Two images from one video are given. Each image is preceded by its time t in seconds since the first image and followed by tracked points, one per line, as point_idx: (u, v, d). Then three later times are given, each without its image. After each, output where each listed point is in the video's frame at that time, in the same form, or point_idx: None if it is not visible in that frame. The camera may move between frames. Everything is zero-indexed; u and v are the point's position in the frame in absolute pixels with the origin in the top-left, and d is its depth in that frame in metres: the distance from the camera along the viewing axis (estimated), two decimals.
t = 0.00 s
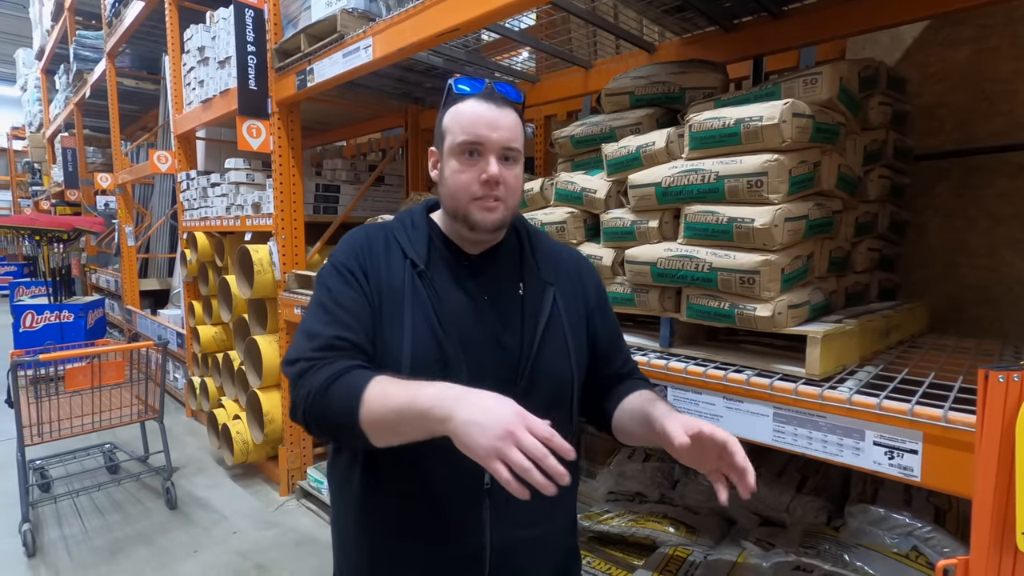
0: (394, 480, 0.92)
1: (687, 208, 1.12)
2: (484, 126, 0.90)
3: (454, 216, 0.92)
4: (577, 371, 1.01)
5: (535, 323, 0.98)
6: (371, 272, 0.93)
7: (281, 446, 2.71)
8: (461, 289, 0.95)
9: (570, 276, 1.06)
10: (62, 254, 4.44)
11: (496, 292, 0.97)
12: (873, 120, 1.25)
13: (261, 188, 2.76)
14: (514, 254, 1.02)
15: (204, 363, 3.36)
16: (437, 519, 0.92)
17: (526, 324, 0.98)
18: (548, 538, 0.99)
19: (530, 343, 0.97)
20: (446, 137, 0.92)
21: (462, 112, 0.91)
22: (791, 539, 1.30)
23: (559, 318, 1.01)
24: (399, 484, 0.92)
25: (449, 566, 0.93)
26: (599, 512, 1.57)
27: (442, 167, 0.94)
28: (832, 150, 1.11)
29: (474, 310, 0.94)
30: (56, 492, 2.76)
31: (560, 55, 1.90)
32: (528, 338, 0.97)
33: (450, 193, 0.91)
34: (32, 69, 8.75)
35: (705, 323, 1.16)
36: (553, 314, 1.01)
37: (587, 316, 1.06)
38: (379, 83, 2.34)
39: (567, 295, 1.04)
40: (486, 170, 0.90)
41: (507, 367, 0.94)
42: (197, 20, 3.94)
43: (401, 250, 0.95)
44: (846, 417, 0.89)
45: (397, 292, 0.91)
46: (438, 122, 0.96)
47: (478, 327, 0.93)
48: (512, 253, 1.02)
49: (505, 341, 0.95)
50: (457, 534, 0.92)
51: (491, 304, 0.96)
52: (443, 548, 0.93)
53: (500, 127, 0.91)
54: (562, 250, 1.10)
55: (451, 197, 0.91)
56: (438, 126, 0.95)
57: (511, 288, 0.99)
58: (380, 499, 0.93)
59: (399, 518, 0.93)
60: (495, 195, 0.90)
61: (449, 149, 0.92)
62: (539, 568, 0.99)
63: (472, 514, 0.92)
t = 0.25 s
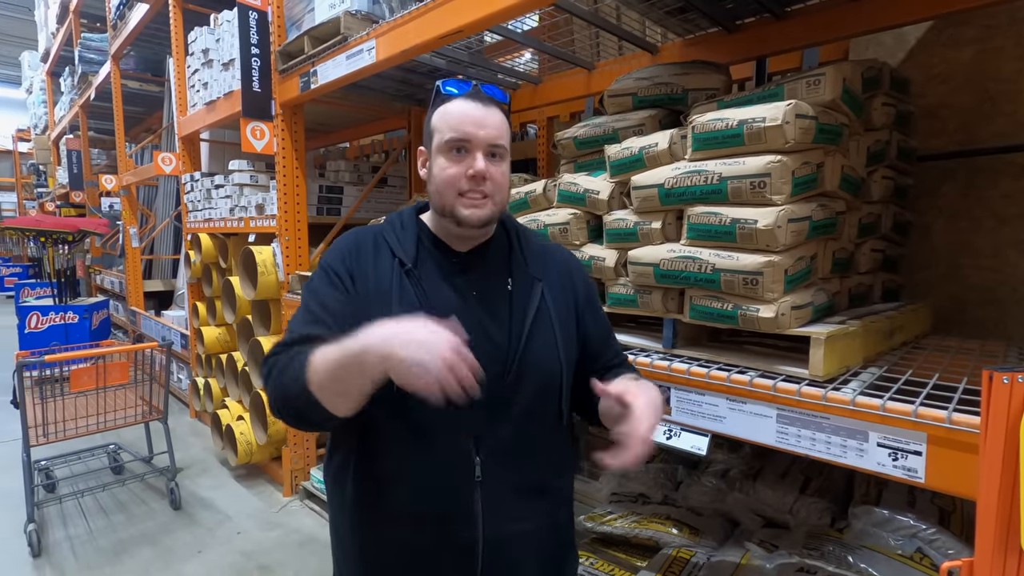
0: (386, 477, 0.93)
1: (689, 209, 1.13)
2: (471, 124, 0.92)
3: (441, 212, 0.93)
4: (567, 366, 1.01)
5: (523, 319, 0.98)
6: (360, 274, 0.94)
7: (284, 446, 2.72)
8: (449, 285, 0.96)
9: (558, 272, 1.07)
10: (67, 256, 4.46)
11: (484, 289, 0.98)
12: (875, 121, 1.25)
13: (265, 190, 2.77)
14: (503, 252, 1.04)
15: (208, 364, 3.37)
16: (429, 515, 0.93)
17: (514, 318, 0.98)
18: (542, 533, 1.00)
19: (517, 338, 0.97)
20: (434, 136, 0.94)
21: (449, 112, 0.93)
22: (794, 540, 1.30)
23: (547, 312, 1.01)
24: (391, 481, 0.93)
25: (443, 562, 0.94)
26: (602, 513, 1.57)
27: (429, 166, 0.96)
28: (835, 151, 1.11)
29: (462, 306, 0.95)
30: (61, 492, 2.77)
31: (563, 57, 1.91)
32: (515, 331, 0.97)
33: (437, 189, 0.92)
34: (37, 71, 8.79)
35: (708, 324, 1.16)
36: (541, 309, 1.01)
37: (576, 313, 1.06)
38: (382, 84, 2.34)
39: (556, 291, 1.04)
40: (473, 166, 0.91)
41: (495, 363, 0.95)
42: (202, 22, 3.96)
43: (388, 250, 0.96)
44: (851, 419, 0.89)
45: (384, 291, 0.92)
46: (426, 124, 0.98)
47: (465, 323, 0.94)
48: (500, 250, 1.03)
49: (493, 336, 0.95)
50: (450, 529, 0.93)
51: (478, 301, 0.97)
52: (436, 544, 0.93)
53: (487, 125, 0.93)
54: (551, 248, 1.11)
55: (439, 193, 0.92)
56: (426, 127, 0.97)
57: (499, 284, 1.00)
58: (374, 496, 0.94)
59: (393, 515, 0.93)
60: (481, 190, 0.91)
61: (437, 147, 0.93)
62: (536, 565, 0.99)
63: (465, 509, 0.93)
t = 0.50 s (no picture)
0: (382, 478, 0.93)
1: (690, 210, 1.13)
2: (465, 136, 0.90)
3: (437, 222, 0.94)
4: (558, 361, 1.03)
5: (516, 317, 0.99)
6: (348, 278, 0.95)
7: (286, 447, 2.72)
8: (441, 286, 0.97)
9: (548, 270, 1.08)
10: (69, 257, 4.47)
11: (476, 289, 0.99)
12: (876, 121, 1.25)
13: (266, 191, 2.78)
14: (493, 251, 1.04)
15: (210, 365, 3.38)
16: (429, 512, 0.93)
17: (507, 317, 0.99)
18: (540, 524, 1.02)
19: (510, 336, 0.98)
20: (428, 145, 0.93)
21: (443, 122, 0.91)
22: (796, 541, 1.30)
23: (538, 309, 1.02)
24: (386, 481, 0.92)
25: (443, 558, 0.94)
26: (603, 514, 1.57)
27: (422, 174, 0.95)
28: (836, 151, 1.11)
29: (454, 306, 0.96)
30: (64, 493, 2.78)
31: (564, 58, 1.91)
32: (510, 329, 0.98)
33: (433, 200, 0.92)
34: (39, 73, 8.82)
35: (709, 325, 1.16)
36: (533, 306, 1.02)
37: (565, 309, 1.08)
38: (383, 86, 2.35)
39: (546, 287, 1.06)
40: (469, 178, 0.91)
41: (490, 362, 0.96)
42: (204, 24, 3.97)
43: (378, 253, 0.97)
44: (852, 419, 0.89)
45: (375, 293, 0.93)
46: (418, 127, 0.96)
47: (459, 322, 0.95)
48: (491, 249, 1.03)
49: (486, 335, 0.97)
50: (449, 525, 0.94)
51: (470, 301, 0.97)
52: (435, 541, 0.93)
53: (481, 135, 0.92)
54: (540, 246, 1.12)
55: (435, 204, 0.92)
56: (418, 131, 0.95)
57: (491, 283, 1.00)
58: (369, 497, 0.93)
59: (391, 515, 0.93)
60: (478, 203, 0.92)
61: (431, 157, 0.92)
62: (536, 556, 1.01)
63: (465, 504, 0.94)
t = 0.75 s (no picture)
0: (380, 481, 0.92)
1: (690, 209, 1.13)
2: (445, 131, 0.92)
3: (418, 217, 0.95)
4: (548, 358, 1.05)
5: (507, 316, 1.01)
6: (336, 287, 0.95)
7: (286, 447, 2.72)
8: (432, 288, 0.98)
9: (535, 269, 1.10)
10: (69, 257, 4.47)
11: (468, 291, 1.00)
12: (875, 121, 1.25)
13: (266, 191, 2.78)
14: (481, 253, 1.05)
15: (209, 364, 3.38)
16: (432, 511, 0.93)
17: (499, 317, 1.01)
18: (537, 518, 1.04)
19: (504, 336, 0.99)
20: (409, 141, 0.94)
21: (423, 118, 0.93)
22: (794, 540, 1.30)
23: (529, 307, 1.04)
24: (386, 484, 0.91)
25: (447, 559, 0.94)
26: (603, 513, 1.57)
27: (404, 171, 0.96)
28: (835, 151, 1.12)
29: (447, 308, 0.97)
30: (64, 493, 2.78)
31: (564, 58, 1.91)
32: (503, 328, 1.00)
33: (413, 196, 0.93)
34: (39, 73, 8.82)
35: (708, 325, 1.17)
36: (524, 305, 1.04)
37: (553, 306, 1.11)
38: (383, 86, 2.35)
39: (534, 286, 1.08)
40: (447, 173, 0.92)
41: (485, 362, 0.97)
42: (204, 24, 3.97)
43: (366, 259, 0.97)
44: (850, 418, 0.89)
45: (367, 299, 0.93)
46: (401, 124, 0.98)
47: (452, 324, 0.96)
48: (479, 251, 1.05)
49: (481, 336, 0.98)
50: (451, 524, 0.94)
51: (462, 302, 0.98)
52: (439, 542, 0.93)
53: (461, 131, 0.93)
54: (524, 245, 1.14)
55: (415, 199, 0.93)
56: (400, 128, 0.97)
57: (482, 284, 1.02)
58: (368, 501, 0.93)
59: (391, 518, 0.92)
60: (456, 198, 0.92)
61: (411, 153, 0.94)
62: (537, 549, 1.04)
63: (466, 502, 0.94)
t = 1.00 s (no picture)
0: (367, 477, 0.92)
1: (689, 207, 1.13)
2: (427, 130, 0.93)
3: (403, 214, 0.96)
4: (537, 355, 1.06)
5: (495, 313, 1.02)
6: (326, 285, 0.96)
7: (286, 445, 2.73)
8: (421, 285, 0.98)
9: (523, 267, 1.11)
10: (69, 255, 4.47)
11: (457, 288, 1.01)
12: (875, 119, 1.25)
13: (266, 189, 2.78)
14: (470, 251, 1.06)
15: (209, 362, 3.38)
16: (418, 507, 0.93)
17: (487, 313, 1.01)
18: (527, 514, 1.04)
19: (492, 332, 1.00)
20: (394, 139, 0.95)
21: (407, 116, 0.94)
22: (793, 536, 1.31)
23: (517, 305, 1.05)
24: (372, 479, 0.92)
25: (433, 554, 0.94)
26: (602, 510, 1.57)
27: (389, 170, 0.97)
28: (835, 149, 1.12)
29: (435, 305, 0.97)
30: (64, 490, 2.78)
31: (563, 55, 1.91)
32: (491, 324, 1.00)
33: (397, 193, 0.94)
34: (38, 70, 8.80)
35: (708, 322, 1.17)
36: (512, 302, 1.05)
37: (542, 303, 1.11)
38: (383, 83, 2.35)
39: (522, 284, 1.08)
40: (430, 170, 0.92)
41: (473, 359, 0.98)
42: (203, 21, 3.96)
43: (356, 257, 0.98)
44: (849, 415, 0.90)
45: (356, 296, 0.94)
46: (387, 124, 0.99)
47: (440, 321, 0.97)
48: (468, 249, 1.06)
49: (469, 332, 0.98)
50: (438, 520, 0.94)
51: (451, 299, 0.99)
52: (425, 537, 0.93)
53: (443, 129, 0.93)
54: (513, 244, 1.15)
55: (400, 196, 0.94)
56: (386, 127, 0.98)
57: (470, 281, 1.03)
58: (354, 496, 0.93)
59: (377, 513, 0.92)
60: (439, 194, 0.93)
61: (396, 151, 0.95)
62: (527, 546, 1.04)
63: (453, 497, 0.94)
